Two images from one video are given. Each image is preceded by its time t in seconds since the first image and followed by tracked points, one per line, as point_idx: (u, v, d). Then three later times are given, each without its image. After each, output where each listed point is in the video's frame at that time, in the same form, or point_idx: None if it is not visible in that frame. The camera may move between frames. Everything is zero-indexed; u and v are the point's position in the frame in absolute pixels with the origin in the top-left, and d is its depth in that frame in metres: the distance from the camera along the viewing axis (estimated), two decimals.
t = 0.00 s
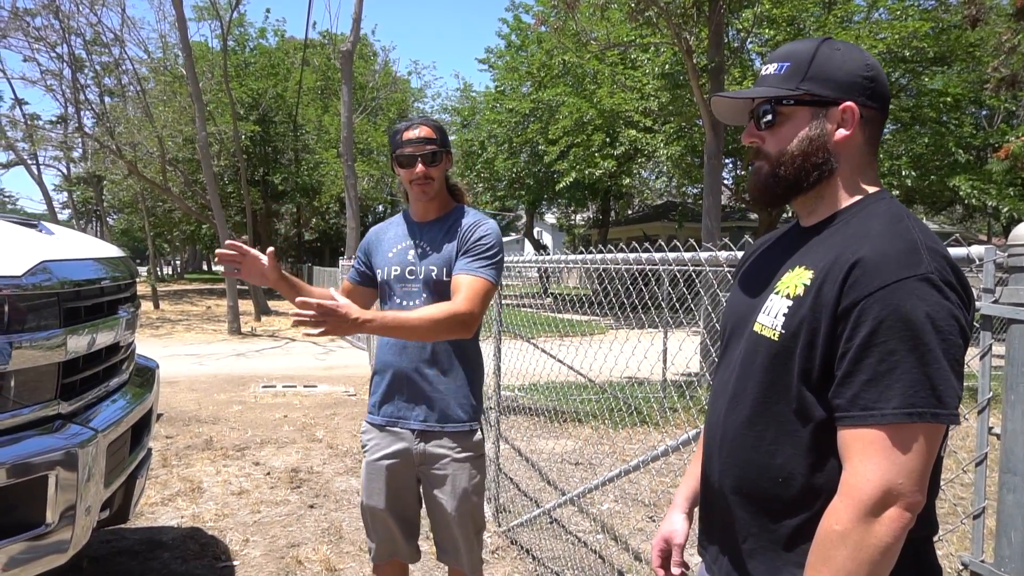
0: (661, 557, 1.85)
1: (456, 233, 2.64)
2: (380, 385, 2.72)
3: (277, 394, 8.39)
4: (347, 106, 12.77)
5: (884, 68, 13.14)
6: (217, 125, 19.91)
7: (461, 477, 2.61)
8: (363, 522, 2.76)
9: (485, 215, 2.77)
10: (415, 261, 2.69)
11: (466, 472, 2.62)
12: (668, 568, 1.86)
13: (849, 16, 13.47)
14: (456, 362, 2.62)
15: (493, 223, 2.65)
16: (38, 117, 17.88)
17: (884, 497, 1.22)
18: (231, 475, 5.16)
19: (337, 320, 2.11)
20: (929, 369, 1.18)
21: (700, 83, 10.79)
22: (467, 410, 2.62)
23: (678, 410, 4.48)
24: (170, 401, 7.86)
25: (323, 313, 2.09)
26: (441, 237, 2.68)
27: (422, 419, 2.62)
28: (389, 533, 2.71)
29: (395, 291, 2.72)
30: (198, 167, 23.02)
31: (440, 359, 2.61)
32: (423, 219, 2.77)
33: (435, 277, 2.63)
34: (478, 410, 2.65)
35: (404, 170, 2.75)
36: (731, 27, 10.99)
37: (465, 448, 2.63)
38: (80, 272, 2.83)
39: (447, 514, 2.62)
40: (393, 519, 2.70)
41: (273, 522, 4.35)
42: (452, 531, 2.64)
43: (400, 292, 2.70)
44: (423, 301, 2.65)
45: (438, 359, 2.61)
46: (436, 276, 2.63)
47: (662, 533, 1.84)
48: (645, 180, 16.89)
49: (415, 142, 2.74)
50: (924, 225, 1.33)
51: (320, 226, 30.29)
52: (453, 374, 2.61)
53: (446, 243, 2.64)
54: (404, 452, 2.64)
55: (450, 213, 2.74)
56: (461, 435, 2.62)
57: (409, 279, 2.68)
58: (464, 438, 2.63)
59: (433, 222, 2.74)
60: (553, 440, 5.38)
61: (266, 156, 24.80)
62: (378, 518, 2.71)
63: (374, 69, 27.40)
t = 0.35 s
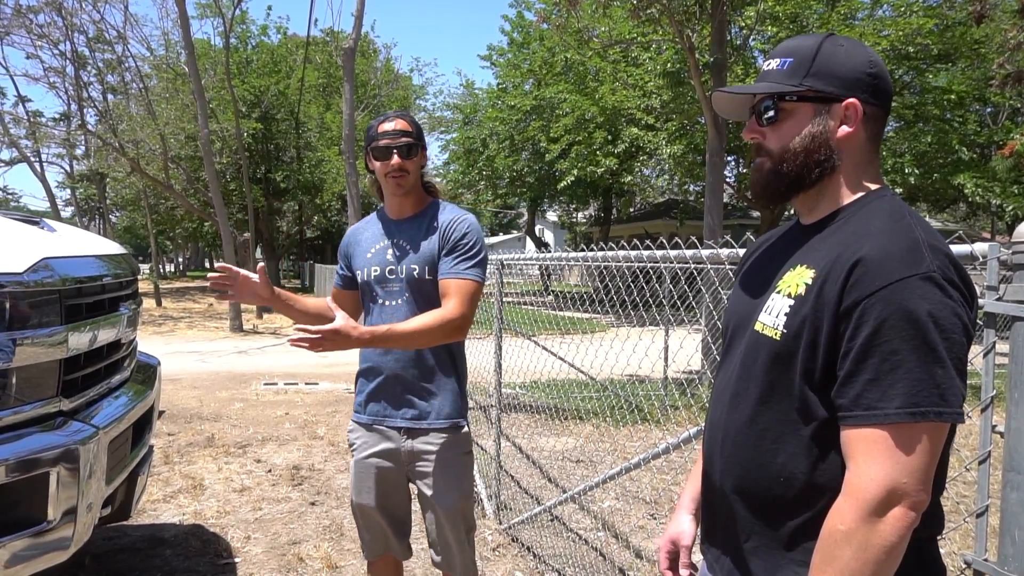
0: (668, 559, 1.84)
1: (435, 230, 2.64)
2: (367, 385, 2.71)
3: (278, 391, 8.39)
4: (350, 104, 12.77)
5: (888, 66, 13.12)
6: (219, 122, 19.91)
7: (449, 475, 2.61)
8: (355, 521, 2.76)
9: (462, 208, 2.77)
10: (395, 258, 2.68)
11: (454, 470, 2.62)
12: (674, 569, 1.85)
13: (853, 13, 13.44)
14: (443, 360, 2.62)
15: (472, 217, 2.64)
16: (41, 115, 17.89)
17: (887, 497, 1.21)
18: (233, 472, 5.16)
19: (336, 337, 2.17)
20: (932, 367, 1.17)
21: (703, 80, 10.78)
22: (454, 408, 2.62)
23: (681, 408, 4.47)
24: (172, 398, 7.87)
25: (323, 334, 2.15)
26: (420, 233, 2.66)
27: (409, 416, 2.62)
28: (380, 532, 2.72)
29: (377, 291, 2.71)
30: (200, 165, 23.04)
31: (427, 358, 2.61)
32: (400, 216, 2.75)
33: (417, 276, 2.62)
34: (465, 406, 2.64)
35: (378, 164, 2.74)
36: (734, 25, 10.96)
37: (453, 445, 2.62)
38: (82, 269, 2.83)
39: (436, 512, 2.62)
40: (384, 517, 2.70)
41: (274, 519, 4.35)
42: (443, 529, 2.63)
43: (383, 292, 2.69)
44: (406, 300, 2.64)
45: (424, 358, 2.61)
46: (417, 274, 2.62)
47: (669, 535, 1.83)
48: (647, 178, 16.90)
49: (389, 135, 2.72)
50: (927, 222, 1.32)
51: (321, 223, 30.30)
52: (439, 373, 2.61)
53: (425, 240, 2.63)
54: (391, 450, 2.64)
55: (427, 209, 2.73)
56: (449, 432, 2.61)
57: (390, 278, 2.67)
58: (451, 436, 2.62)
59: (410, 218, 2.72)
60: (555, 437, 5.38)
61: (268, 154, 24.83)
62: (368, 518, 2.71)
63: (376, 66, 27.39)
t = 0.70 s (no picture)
0: (664, 556, 1.85)
1: (418, 226, 2.63)
2: (354, 384, 2.71)
3: (274, 388, 8.37)
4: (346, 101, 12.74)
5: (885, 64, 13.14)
6: (215, 118, 19.86)
7: (441, 470, 2.61)
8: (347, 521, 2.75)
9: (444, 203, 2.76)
10: (379, 256, 2.67)
11: (446, 465, 2.62)
12: (670, 567, 1.85)
13: (850, 12, 13.45)
14: (430, 356, 2.62)
15: (455, 212, 2.65)
16: (35, 110, 17.81)
17: (882, 495, 1.21)
18: (229, 469, 5.15)
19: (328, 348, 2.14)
20: (929, 366, 1.17)
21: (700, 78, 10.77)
22: (444, 402, 2.62)
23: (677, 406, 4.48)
24: (168, 395, 7.85)
25: (317, 346, 2.13)
26: (403, 230, 2.66)
27: (399, 414, 2.62)
28: (373, 530, 2.71)
29: (364, 289, 2.70)
30: (196, 161, 22.98)
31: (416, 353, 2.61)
32: (382, 214, 2.74)
33: (403, 274, 2.61)
34: (455, 401, 2.65)
35: (359, 162, 2.74)
36: (731, 23, 10.97)
37: (445, 440, 2.62)
38: (78, 265, 2.82)
39: (429, 509, 2.61)
40: (376, 516, 2.70)
41: (271, 516, 4.34)
42: (436, 526, 2.62)
43: (370, 290, 2.68)
44: (394, 297, 2.64)
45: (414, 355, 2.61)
46: (402, 271, 2.61)
47: (665, 532, 1.84)
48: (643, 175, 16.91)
49: (368, 134, 2.72)
50: (925, 221, 1.32)
51: (318, 220, 30.25)
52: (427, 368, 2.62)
53: (408, 237, 2.63)
54: (383, 448, 2.64)
55: (410, 205, 2.73)
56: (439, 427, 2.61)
57: (375, 277, 2.67)
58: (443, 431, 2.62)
59: (393, 215, 2.71)
60: (552, 435, 5.39)
61: (264, 151, 24.77)
62: (361, 516, 2.70)
63: (373, 63, 27.33)
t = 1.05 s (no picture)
0: (668, 556, 1.84)
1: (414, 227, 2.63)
2: (358, 383, 2.71)
3: (276, 388, 8.38)
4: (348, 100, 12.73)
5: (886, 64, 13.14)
6: (217, 118, 19.86)
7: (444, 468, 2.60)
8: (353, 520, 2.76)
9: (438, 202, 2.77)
10: (377, 258, 2.67)
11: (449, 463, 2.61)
12: (674, 567, 1.85)
13: (852, 11, 13.45)
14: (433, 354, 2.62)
15: (452, 211, 2.66)
16: (37, 110, 17.83)
17: (887, 494, 1.21)
18: (231, 469, 5.15)
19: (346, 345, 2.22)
20: (933, 366, 1.18)
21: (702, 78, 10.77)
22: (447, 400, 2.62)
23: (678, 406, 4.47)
24: (169, 395, 7.86)
25: (335, 342, 2.20)
26: (397, 230, 2.66)
27: (403, 412, 2.62)
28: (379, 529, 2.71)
29: (363, 290, 2.70)
30: (197, 161, 23.00)
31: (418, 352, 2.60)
32: (377, 215, 2.74)
33: (403, 274, 2.61)
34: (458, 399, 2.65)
35: (351, 166, 2.73)
36: (732, 23, 10.96)
37: (448, 438, 2.61)
38: (79, 264, 2.82)
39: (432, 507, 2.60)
40: (381, 513, 2.70)
41: (272, 516, 4.35)
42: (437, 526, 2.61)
43: (368, 292, 2.69)
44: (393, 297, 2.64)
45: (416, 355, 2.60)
46: (403, 272, 2.61)
47: (669, 532, 1.83)
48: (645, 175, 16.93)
49: (359, 137, 2.71)
50: (928, 221, 1.32)
51: (319, 220, 30.27)
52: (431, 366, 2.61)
53: (405, 238, 2.62)
54: (387, 447, 2.64)
55: (404, 206, 2.73)
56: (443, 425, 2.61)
57: (375, 278, 2.67)
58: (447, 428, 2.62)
59: (389, 216, 2.71)
60: (553, 435, 5.39)
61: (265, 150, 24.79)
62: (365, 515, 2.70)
63: (374, 63, 27.34)
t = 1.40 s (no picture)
0: (664, 555, 1.84)
1: (429, 229, 2.64)
2: (368, 382, 2.71)
3: (276, 389, 8.38)
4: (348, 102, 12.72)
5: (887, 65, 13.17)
6: (218, 118, 19.87)
7: (450, 470, 2.59)
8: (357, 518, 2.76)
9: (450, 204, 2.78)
10: (392, 258, 2.67)
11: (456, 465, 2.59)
12: (671, 566, 1.85)
13: (853, 12, 13.45)
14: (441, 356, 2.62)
15: (468, 214, 2.68)
16: (38, 111, 17.84)
17: (889, 495, 1.21)
18: (231, 469, 5.16)
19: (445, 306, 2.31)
20: (937, 366, 1.17)
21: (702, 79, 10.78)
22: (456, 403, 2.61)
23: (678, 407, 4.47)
24: (169, 395, 7.85)
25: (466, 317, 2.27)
26: (413, 231, 2.66)
27: (410, 413, 2.61)
28: (383, 528, 2.71)
29: (375, 290, 2.71)
30: (198, 162, 23.01)
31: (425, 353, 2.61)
32: (391, 216, 2.74)
33: (418, 273, 2.61)
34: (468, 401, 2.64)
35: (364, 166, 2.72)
36: (733, 23, 10.94)
37: (456, 440, 2.60)
38: (79, 265, 2.82)
39: (437, 508, 2.59)
40: (385, 514, 2.70)
41: (272, 517, 4.35)
42: (442, 527, 2.60)
43: (380, 291, 2.69)
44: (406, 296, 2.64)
45: (426, 355, 2.61)
46: (418, 270, 2.62)
47: (665, 530, 1.83)
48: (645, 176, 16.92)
49: (372, 138, 2.70)
50: (930, 220, 1.32)
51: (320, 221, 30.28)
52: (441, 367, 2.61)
53: (424, 236, 2.63)
54: (395, 446, 2.63)
55: (418, 208, 2.73)
56: (451, 428, 2.60)
57: (389, 274, 2.67)
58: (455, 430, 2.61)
59: (402, 216, 2.72)
60: (553, 436, 5.39)
61: (266, 151, 24.82)
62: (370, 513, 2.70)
63: (374, 63, 27.35)
